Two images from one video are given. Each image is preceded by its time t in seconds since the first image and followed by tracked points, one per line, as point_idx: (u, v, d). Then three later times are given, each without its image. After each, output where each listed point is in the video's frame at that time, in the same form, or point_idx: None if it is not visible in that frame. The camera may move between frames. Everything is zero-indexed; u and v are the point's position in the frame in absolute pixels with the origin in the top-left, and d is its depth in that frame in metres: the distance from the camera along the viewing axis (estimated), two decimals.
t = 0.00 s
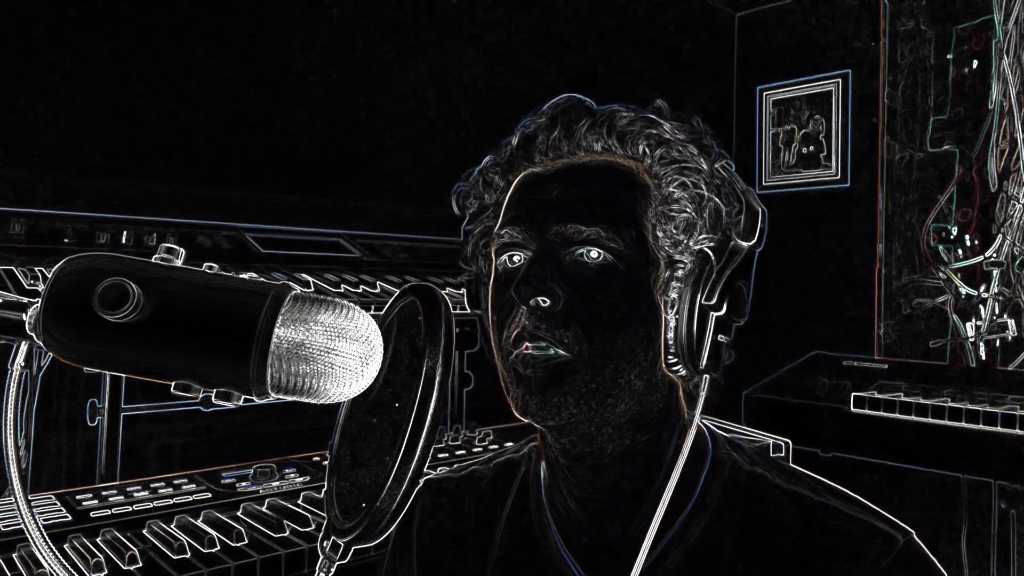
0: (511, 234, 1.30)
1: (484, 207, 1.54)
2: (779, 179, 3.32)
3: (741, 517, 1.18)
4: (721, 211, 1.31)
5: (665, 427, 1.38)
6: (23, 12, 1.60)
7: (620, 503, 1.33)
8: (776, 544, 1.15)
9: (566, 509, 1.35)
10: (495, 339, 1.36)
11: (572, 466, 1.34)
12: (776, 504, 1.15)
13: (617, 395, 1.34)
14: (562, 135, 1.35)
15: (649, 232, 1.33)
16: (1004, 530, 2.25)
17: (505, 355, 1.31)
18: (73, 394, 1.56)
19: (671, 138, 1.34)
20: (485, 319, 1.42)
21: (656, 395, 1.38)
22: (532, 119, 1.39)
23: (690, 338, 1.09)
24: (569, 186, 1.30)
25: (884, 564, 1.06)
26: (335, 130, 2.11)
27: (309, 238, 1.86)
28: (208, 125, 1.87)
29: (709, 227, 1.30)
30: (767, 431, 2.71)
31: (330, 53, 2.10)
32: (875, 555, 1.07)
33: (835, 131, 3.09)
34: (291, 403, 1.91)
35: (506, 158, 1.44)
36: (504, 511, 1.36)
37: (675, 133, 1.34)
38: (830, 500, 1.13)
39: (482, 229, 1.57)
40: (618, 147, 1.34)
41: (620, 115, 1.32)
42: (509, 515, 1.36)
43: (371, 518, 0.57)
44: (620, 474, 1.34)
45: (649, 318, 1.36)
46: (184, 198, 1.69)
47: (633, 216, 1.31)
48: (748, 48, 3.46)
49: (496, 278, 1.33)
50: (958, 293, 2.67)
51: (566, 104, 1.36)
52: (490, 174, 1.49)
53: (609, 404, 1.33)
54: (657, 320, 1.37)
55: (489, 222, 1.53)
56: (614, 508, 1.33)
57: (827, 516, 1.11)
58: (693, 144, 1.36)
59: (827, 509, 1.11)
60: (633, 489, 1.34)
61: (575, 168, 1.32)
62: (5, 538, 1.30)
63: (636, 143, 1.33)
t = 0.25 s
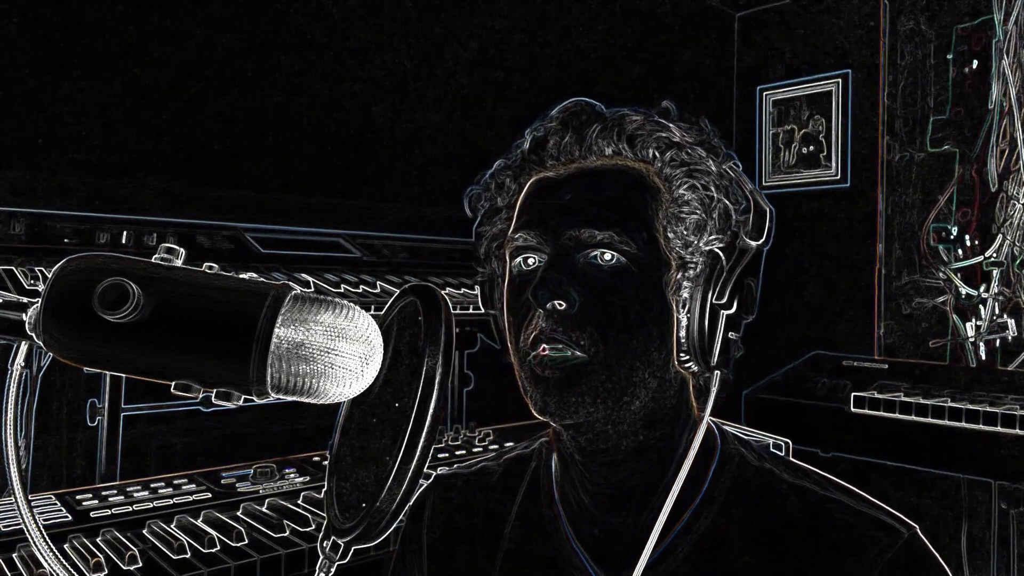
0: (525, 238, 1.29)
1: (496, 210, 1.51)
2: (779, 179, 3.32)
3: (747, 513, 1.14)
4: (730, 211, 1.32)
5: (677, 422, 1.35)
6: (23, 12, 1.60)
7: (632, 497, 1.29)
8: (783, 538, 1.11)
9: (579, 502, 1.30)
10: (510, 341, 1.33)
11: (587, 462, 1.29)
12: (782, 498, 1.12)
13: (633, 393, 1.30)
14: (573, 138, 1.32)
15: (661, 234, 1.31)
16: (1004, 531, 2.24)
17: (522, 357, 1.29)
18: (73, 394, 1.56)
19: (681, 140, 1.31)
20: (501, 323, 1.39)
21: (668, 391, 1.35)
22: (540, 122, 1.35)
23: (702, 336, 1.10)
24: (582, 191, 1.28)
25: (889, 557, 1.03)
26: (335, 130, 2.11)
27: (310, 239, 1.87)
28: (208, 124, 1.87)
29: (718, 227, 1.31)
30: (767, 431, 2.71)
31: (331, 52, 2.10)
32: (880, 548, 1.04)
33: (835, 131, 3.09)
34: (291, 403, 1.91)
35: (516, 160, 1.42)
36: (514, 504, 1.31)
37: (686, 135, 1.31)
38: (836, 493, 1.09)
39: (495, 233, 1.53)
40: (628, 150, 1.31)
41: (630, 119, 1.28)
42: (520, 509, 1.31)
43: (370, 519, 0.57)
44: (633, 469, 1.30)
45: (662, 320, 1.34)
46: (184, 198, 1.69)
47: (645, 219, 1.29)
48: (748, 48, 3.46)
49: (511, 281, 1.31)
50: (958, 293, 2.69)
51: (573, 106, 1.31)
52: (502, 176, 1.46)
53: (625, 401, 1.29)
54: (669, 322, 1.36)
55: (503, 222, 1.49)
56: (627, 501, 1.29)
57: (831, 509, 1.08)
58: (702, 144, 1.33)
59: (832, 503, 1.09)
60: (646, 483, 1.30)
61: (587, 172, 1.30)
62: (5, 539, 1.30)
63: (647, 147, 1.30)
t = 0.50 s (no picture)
0: (536, 232, 1.28)
1: (507, 208, 1.52)
2: (779, 179, 3.32)
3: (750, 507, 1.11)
4: (735, 208, 1.28)
5: (682, 416, 1.32)
6: (23, 12, 1.60)
7: (637, 488, 1.25)
8: (784, 531, 1.07)
9: (583, 491, 1.26)
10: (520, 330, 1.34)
11: (592, 455, 1.26)
12: (783, 489, 1.09)
13: (638, 383, 1.28)
14: (582, 137, 1.32)
15: (667, 229, 1.30)
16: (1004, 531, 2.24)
17: (531, 346, 1.28)
18: (73, 394, 1.56)
19: (688, 140, 1.31)
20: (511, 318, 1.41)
21: (673, 385, 1.32)
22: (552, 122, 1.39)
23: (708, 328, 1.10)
24: (592, 186, 1.27)
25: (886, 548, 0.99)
26: (335, 130, 2.11)
27: (310, 239, 1.87)
28: (208, 124, 1.87)
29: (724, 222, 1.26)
30: (768, 431, 2.71)
31: (331, 52, 2.10)
32: (880, 539, 1.00)
33: (834, 131, 3.09)
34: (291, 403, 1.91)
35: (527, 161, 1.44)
36: (521, 498, 1.31)
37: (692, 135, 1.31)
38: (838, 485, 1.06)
39: (507, 230, 1.53)
40: (636, 149, 1.31)
41: (638, 119, 1.28)
42: (526, 501, 1.31)
43: (370, 518, 0.57)
44: (639, 462, 1.27)
45: (667, 315, 1.31)
46: (184, 198, 1.69)
47: (651, 214, 1.28)
48: (748, 48, 3.47)
49: (521, 276, 1.31)
50: (958, 293, 2.68)
51: (583, 108, 1.32)
52: (513, 177, 1.48)
53: (630, 391, 1.27)
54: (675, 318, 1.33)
55: (513, 220, 1.52)
56: (633, 492, 1.25)
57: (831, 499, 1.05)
58: (707, 144, 1.33)
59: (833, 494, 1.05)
60: (652, 476, 1.26)
61: (596, 169, 1.29)
62: (5, 539, 1.30)
63: (653, 145, 1.30)
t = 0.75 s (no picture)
0: (538, 222, 1.28)
1: (509, 203, 1.52)
2: (779, 179, 3.32)
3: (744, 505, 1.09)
4: (735, 208, 1.27)
5: (677, 415, 1.29)
6: (23, 12, 1.60)
7: (632, 485, 1.24)
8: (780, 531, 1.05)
9: (578, 488, 1.25)
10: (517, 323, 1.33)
11: (586, 451, 1.25)
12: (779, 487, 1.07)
13: (634, 377, 1.27)
14: (587, 134, 1.32)
15: (667, 227, 1.29)
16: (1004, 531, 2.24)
17: (528, 336, 1.28)
18: (73, 394, 1.56)
19: (691, 140, 1.30)
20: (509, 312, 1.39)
21: (667, 382, 1.30)
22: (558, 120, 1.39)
23: (705, 330, 1.09)
24: (596, 179, 1.28)
25: (880, 542, 0.98)
26: (335, 130, 2.11)
27: (309, 239, 1.87)
28: (208, 124, 1.87)
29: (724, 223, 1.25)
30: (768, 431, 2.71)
31: (331, 52, 2.10)
32: (875, 534, 0.99)
33: (834, 131, 3.09)
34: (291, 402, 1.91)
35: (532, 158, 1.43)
36: (516, 497, 1.29)
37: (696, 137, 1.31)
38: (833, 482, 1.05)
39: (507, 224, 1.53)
40: (641, 148, 1.31)
41: (642, 119, 1.28)
42: (522, 501, 1.29)
43: (371, 519, 0.57)
44: (633, 459, 1.25)
45: (665, 309, 1.31)
46: (184, 198, 1.69)
47: (653, 209, 1.28)
48: (748, 48, 3.47)
49: (519, 266, 1.30)
50: (958, 293, 2.68)
51: (589, 107, 1.33)
52: (517, 174, 1.48)
53: (626, 384, 1.26)
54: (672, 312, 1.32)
55: (512, 217, 1.52)
56: (627, 489, 1.24)
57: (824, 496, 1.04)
58: (710, 146, 1.32)
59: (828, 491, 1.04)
60: (645, 473, 1.24)
61: (601, 164, 1.30)
62: (5, 539, 1.30)
63: (657, 145, 1.30)
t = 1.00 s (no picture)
0: (532, 217, 1.26)
1: (505, 201, 1.54)
2: (779, 179, 3.32)
3: (735, 503, 1.10)
4: (732, 211, 1.31)
5: (670, 417, 1.30)
6: (22, 12, 1.60)
7: (625, 489, 1.24)
8: (772, 528, 1.06)
9: (571, 489, 1.25)
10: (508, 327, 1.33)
11: (579, 453, 1.26)
12: (771, 486, 1.09)
13: (626, 378, 1.28)
14: (584, 131, 1.32)
15: (663, 226, 1.30)
16: (1004, 531, 2.24)
17: (519, 334, 1.28)
18: (73, 394, 1.56)
19: (690, 141, 1.31)
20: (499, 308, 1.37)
21: (660, 385, 1.30)
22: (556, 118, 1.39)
23: (699, 334, 1.09)
24: (592, 176, 1.27)
25: (873, 541, 0.99)
26: (335, 130, 2.11)
27: (309, 239, 1.86)
28: (207, 124, 1.86)
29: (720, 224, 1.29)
30: (768, 431, 2.71)
31: (331, 52, 2.10)
32: (867, 534, 1.00)
33: (834, 131, 3.09)
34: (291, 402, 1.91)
35: (528, 158, 1.42)
36: (508, 499, 1.28)
37: (694, 138, 1.32)
38: (826, 480, 1.06)
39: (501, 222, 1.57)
40: (638, 147, 1.31)
41: (642, 118, 1.29)
42: (514, 503, 1.28)
43: (371, 519, 0.57)
44: (625, 461, 1.26)
45: (658, 307, 1.32)
46: (184, 198, 1.69)
47: (648, 208, 1.28)
48: (748, 48, 3.47)
49: (512, 264, 1.29)
50: (958, 293, 2.68)
51: (587, 104, 1.33)
52: (513, 171, 1.48)
53: (617, 386, 1.27)
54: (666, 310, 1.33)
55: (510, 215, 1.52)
56: (619, 492, 1.24)
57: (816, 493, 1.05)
58: (707, 147, 1.34)
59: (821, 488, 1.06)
60: (638, 475, 1.25)
61: (597, 162, 1.29)
62: (5, 539, 1.30)
63: (655, 144, 1.30)
